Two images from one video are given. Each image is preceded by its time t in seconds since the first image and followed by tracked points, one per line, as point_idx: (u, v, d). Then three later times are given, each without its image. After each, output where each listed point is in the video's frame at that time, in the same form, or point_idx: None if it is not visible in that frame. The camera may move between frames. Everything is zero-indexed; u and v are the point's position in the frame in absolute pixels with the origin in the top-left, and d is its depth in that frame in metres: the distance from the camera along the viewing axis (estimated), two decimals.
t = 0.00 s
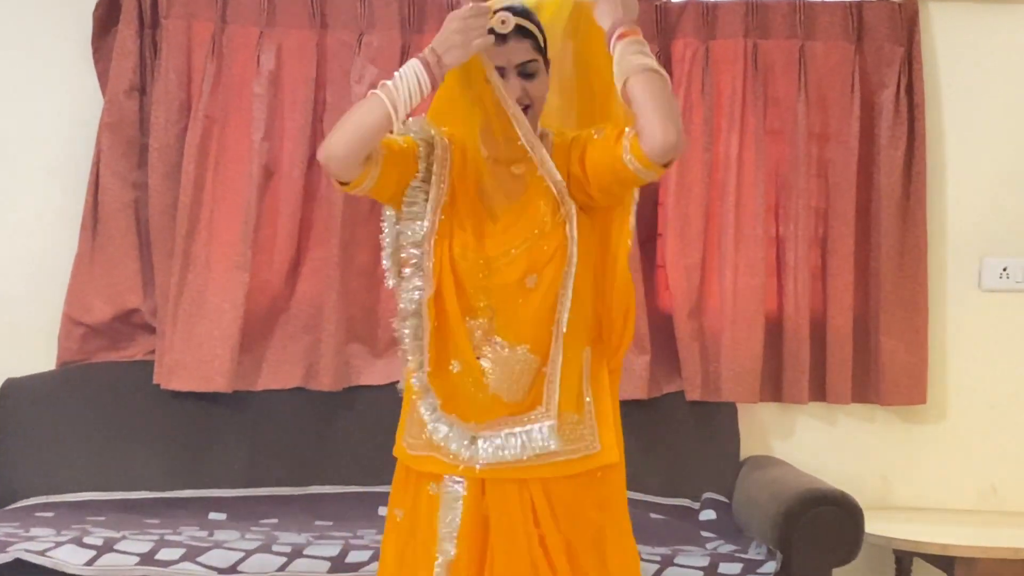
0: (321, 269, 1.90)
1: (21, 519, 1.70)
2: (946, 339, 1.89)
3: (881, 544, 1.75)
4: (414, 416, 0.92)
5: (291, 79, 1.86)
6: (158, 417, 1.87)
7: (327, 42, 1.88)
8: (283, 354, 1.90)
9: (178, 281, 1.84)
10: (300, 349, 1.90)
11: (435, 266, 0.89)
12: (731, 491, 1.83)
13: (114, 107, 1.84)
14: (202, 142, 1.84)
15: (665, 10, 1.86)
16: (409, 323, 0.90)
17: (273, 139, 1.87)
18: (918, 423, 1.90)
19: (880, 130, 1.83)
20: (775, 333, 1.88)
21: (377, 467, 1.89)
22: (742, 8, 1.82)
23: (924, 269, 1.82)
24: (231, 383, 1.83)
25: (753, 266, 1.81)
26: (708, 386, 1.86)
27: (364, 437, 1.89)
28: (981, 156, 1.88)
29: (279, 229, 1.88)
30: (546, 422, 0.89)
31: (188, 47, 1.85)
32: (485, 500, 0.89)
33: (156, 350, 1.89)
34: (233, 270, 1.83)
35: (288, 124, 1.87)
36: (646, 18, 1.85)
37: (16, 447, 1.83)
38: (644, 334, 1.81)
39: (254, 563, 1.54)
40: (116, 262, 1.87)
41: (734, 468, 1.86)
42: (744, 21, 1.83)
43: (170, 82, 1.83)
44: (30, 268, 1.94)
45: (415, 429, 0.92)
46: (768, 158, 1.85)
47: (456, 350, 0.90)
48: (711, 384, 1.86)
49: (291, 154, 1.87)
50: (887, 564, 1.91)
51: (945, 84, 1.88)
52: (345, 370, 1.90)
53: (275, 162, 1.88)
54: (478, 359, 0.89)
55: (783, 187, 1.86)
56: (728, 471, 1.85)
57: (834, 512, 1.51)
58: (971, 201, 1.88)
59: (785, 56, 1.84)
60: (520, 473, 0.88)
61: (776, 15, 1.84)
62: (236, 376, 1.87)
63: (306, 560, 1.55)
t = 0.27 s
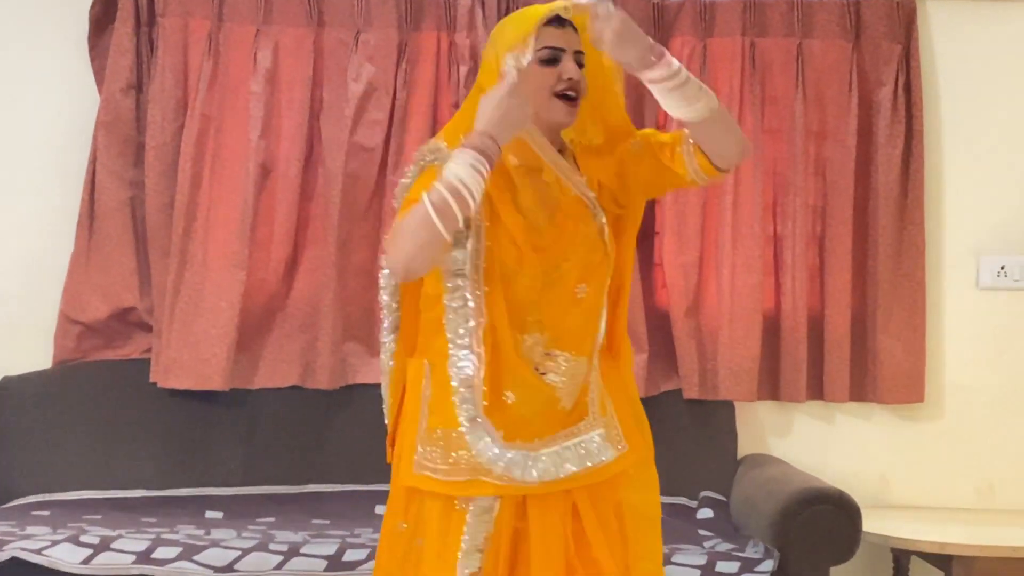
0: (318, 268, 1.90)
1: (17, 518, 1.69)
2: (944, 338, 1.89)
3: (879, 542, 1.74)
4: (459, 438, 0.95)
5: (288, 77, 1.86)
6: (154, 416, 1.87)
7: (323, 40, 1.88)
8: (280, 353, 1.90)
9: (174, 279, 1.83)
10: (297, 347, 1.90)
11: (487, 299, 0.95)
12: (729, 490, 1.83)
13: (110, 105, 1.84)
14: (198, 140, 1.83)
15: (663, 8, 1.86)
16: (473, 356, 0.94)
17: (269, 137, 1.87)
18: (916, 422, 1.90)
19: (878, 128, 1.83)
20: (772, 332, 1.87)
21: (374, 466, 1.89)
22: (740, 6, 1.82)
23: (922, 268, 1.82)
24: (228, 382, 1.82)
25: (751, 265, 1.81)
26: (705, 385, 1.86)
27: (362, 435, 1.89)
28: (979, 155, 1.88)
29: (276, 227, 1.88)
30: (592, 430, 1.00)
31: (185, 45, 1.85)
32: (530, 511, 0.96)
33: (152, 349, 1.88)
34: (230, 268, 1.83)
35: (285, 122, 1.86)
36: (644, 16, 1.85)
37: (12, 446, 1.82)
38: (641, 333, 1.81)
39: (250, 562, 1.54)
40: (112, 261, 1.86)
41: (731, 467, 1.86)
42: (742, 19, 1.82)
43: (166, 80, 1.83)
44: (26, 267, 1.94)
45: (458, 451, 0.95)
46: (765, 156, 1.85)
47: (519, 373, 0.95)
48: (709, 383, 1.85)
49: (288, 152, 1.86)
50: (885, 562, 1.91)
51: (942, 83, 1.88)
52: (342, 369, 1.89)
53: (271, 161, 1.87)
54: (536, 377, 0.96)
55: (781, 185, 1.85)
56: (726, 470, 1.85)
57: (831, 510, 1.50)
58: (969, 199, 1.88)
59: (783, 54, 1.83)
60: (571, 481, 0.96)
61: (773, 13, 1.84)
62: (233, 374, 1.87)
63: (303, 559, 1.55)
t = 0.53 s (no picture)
0: (315, 266, 1.90)
1: (13, 516, 1.69)
2: (940, 336, 1.89)
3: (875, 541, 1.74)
4: (583, 478, 0.87)
5: (285, 75, 1.86)
6: (151, 414, 1.87)
7: (320, 39, 1.88)
8: (277, 351, 1.90)
9: (171, 278, 1.83)
10: (294, 346, 1.89)
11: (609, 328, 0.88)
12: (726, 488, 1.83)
13: (106, 103, 1.84)
14: (195, 138, 1.83)
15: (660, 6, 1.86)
16: (603, 377, 0.86)
17: (266, 136, 1.87)
18: (912, 421, 1.90)
19: (875, 127, 1.83)
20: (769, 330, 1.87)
21: (371, 464, 1.89)
22: (737, 5, 1.82)
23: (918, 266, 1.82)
24: (225, 380, 1.82)
25: (748, 264, 1.81)
26: (703, 384, 1.86)
27: (358, 434, 1.89)
28: (975, 153, 1.88)
29: (273, 226, 1.88)
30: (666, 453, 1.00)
31: (181, 43, 1.84)
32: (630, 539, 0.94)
33: (149, 347, 1.88)
34: (227, 267, 1.83)
35: (282, 121, 1.86)
36: (641, 14, 1.85)
37: (9, 445, 1.82)
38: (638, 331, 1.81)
39: (248, 560, 1.54)
40: (109, 260, 1.86)
41: (728, 466, 1.86)
42: (739, 18, 1.82)
43: (162, 78, 1.83)
44: (23, 266, 1.93)
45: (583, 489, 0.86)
46: (762, 154, 1.85)
47: (634, 407, 0.91)
48: (706, 382, 1.85)
49: (284, 150, 1.86)
50: (881, 560, 1.92)
51: (939, 81, 1.88)
52: (339, 367, 1.89)
53: (268, 159, 1.87)
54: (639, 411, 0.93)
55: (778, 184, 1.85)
56: (723, 468, 1.85)
57: (828, 509, 1.51)
58: (965, 198, 1.88)
59: (780, 52, 1.83)
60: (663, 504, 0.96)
61: (770, 11, 1.84)
62: (230, 373, 1.87)
63: (300, 557, 1.55)
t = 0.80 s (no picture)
0: (311, 265, 1.91)
1: (11, 514, 1.70)
2: (934, 334, 1.90)
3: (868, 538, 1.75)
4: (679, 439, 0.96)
5: (282, 74, 1.87)
6: (148, 412, 1.87)
7: (317, 39, 1.89)
8: (274, 350, 1.90)
9: (168, 277, 1.84)
10: (290, 344, 1.90)
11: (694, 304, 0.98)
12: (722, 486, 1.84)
13: (103, 102, 1.84)
14: (192, 138, 1.84)
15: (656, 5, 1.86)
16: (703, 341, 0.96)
17: (263, 135, 1.87)
18: (906, 418, 1.91)
19: (869, 126, 1.84)
20: (765, 329, 1.88)
21: (367, 462, 1.90)
22: (732, 5, 1.83)
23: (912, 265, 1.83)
24: (222, 379, 1.83)
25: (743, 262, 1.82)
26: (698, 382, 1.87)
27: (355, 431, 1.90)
28: (969, 153, 1.89)
29: (269, 224, 1.88)
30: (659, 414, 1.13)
31: (179, 43, 1.85)
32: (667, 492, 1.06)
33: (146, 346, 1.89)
34: (223, 265, 1.83)
35: (278, 120, 1.87)
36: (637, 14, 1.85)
37: (6, 443, 1.83)
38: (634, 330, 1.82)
39: (244, 558, 1.54)
40: (106, 258, 1.87)
41: (724, 464, 1.86)
42: (734, 18, 1.83)
43: (159, 77, 1.83)
44: (20, 265, 1.94)
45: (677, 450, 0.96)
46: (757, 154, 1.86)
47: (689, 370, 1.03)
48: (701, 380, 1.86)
49: (281, 149, 1.86)
50: (875, 557, 1.92)
51: (933, 81, 1.89)
52: (336, 365, 1.90)
53: (265, 158, 1.88)
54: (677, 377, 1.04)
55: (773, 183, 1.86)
56: (718, 466, 1.86)
57: (823, 506, 1.51)
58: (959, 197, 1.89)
59: (775, 52, 1.84)
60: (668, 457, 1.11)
61: (765, 11, 1.85)
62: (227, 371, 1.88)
63: (297, 554, 1.55)
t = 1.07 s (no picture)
0: (310, 263, 1.92)
1: (12, 511, 1.71)
2: (928, 331, 1.91)
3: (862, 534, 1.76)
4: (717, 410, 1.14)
5: (280, 74, 1.88)
6: (148, 410, 1.89)
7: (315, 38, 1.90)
8: (272, 348, 1.91)
9: (167, 275, 1.85)
10: (289, 342, 1.91)
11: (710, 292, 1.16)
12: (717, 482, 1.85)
13: (103, 102, 1.85)
14: (191, 137, 1.85)
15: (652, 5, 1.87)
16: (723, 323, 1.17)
17: (261, 134, 1.88)
18: (899, 416, 1.93)
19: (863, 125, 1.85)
20: (760, 326, 1.89)
21: (365, 459, 1.91)
22: (727, 5, 1.84)
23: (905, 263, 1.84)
24: (221, 376, 1.84)
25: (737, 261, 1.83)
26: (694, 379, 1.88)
27: (353, 429, 1.91)
28: (962, 152, 1.91)
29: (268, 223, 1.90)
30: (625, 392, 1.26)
31: (178, 43, 1.86)
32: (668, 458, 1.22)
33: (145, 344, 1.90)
34: (222, 264, 1.85)
35: (277, 119, 1.88)
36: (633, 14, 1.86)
37: (7, 440, 1.84)
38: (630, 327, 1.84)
39: (242, 555, 1.54)
40: (106, 257, 1.88)
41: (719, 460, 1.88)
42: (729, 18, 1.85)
43: (158, 77, 1.84)
44: (20, 263, 1.95)
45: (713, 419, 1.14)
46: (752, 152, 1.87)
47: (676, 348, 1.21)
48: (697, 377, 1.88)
49: (280, 148, 1.88)
50: (870, 553, 1.94)
51: (927, 80, 1.90)
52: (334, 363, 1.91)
53: (264, 157, 1.89)
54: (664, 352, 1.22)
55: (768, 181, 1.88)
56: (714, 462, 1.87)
57: (818, 503, 1.53)
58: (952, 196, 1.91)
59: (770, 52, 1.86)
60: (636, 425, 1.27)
61: (760, 11, 1.86)
62: (226, 369, 1.89)
63: (295, 551, 1.55)
